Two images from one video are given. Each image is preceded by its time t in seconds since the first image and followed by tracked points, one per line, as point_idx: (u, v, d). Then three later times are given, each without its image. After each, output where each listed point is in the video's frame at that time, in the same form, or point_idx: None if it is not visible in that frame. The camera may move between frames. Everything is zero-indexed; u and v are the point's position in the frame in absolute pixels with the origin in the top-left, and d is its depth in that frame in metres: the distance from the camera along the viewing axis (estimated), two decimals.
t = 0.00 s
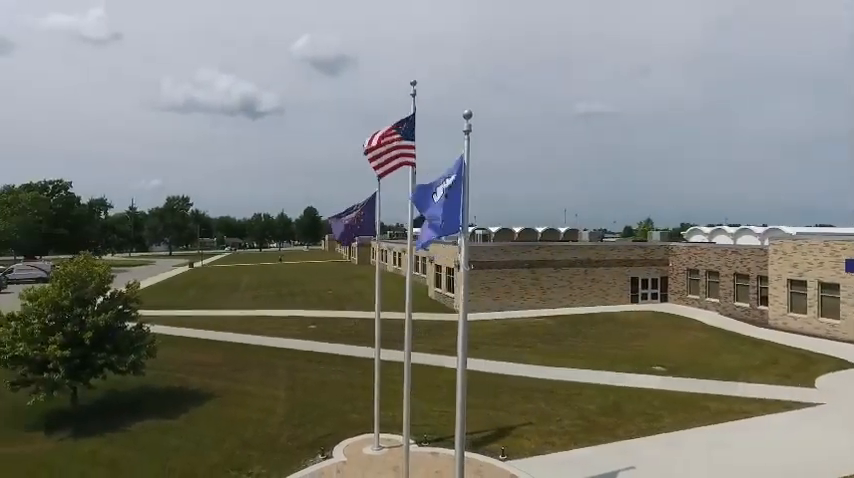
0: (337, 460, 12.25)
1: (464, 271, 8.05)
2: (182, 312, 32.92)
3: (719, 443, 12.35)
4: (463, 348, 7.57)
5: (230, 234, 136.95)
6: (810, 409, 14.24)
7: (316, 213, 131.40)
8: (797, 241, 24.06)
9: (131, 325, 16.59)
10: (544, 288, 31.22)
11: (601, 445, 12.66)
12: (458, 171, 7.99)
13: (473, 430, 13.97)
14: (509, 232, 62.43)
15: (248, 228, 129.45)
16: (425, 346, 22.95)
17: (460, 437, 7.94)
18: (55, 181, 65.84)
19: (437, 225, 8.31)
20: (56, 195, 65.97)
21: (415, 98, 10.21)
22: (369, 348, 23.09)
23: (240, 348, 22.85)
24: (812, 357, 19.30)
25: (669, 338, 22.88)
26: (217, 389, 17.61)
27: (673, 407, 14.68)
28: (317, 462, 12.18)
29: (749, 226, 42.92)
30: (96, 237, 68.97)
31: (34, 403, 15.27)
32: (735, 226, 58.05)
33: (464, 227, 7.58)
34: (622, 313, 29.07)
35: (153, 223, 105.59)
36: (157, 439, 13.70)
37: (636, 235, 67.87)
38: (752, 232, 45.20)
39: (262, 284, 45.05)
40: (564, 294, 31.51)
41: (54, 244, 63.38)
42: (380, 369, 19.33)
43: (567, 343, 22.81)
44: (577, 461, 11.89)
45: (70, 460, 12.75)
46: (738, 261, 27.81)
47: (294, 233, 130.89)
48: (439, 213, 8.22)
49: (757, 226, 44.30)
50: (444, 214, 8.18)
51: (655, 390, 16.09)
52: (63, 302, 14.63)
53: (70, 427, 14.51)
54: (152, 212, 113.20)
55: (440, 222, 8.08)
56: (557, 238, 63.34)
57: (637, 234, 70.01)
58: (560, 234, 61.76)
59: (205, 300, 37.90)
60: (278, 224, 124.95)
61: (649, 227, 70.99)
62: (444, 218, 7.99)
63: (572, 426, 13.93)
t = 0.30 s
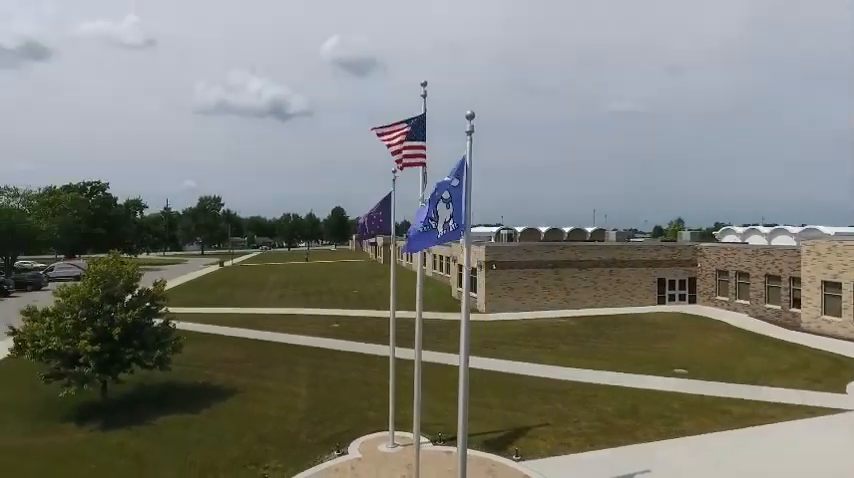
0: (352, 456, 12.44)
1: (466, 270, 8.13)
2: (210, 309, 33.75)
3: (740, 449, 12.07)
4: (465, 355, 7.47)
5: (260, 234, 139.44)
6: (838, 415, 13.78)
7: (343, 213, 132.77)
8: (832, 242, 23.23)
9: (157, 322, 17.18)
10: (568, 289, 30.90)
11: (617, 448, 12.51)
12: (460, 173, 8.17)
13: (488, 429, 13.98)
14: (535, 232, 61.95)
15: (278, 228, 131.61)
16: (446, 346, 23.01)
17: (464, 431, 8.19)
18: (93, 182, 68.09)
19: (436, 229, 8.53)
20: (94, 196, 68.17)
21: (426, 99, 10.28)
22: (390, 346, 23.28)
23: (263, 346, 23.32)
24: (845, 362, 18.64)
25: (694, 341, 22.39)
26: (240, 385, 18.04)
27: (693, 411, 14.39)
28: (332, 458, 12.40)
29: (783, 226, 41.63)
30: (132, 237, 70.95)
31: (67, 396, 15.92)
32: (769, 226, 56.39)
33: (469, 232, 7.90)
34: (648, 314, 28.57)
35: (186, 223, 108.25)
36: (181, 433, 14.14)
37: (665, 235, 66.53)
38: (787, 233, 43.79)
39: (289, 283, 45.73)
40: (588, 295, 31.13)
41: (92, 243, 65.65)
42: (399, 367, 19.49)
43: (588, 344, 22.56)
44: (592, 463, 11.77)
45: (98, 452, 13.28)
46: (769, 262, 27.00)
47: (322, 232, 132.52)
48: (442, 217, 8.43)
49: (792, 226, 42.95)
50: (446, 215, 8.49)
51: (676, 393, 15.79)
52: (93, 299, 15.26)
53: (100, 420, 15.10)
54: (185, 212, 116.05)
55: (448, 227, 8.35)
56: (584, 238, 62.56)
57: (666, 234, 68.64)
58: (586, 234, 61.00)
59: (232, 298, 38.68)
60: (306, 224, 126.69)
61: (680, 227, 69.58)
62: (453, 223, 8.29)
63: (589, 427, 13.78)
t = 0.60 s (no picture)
0: (361, 454, 12.55)
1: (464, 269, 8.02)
2: (231, 308, 34.36)
3: (754, 453, 11.81)
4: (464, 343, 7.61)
5: (282, 233, 141.27)
6: None
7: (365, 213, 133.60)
8: None
9: (176, 320, 17.57)
10: (586, 289, 30.58)
11: (628, 450, 12.35)
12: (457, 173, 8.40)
13: (498, 429, 13.95)
14: (556, 231, 61.40)
15: (300, 228, 133.13)
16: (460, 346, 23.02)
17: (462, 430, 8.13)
18: (121, 183, 69.99)
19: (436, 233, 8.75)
20: (122, 196, 70.01)
21: (431, 98, 10.32)
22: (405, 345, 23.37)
23: (280, 344, 23.65)
24: None
25: (714, 343, 21.97)
26: (255, 383, 18.35)
27: (709, 415, 14.12)
28: (342, 456, 12.53)
29: (812, 225, 40.49)
30: (158, 236, 72.66)
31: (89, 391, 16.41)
32: (798, 225, 54.90)
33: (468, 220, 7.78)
34: (668, 316, 28.11)
35: (211, 223, 110.36)
36: (197, 429, 14.45)
37: (690, 235, 65.34)
38: (816, 233, 42.58)
39: (309, 282, 46.25)
40: (607, 296, 30.74)
41: (120, 242, 67.34)
42: (413, 367, 19.57)
43: (605, 345, 22.32)
44: (600, 466, 11.66)
45: (117, 446, 13.65)
46: (794, 263, 26.26)
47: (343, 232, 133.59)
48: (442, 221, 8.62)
49: (821, 225, 41.75)
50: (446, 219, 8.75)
51: (691, 396, 15.53)
52: (113, 298, 15.67)
53: (119, 415, 15.53)
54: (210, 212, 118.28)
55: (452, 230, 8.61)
56: (606, 237, 61.83)
57: (691, 234, 67.46)
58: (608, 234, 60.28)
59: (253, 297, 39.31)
60: (328, 224, 127.88)
61: (705, 226, 68.24)
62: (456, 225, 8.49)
63: (600, 429, 13.64)
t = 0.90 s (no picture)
0: (370, 452, 12.66)
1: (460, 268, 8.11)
2: (252, 307, 34.94)
3: (768, 458, 11.54)
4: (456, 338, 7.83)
5: (306, 233, 142.94)
6: None
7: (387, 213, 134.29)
8: None
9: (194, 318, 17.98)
10: (605, 290, 30.21)
11: (637, 453, 12.19)
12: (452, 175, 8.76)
13: (508, 430, 13.91)
14: (578, 231, 60.64)
15: (323, 228, 134.55)
16: (475, 346, 23.01)
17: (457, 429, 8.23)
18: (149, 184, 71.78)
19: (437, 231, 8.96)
20: (150, 197, 71.78)
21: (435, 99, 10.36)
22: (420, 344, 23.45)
23: (298, 343, 24.00)
24: None
25: (734, 346, 21.50)
26: (271, 380, 18.67)
27: (724, 419, 13.83)
28: (350, 454, 12.67)
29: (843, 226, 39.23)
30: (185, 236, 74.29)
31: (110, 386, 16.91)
32: (830, 225, 53.25)
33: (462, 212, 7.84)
34: (689, 317, 27.59)
35: (236, 223, 112.32)
36: (211, 425, 14.78)
37: (716, 235, 63.95)
38: (848, 233, 41.20)
39: (329, 281, 46.72)
40: (626, 296, 30.32)
41: (148, 242, 69.05)
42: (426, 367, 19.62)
43: (622, 347, 22.03)
44: (608, 468, 11.53)
45: (135, 440, 14.06)
46: (821, 264, 25.48)
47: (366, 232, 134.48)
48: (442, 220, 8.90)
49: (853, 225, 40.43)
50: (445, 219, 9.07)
51: (707, 399, 15.23)
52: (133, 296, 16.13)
53: (138, 410, 15.98)
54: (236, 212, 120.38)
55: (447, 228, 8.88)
56: (629, 238, 60.93)
57: (717, 233, 66.01)
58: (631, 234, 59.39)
59: (274, 296, 39.90)
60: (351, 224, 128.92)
61: (733, 226, 66.70)
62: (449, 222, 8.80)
63: (611, 432, 13.48)
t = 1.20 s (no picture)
0: (375, 451, 12.71)
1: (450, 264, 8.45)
2: (269, 306, 35.39)
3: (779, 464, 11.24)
4: (448, 334, 8.22)
5: (327, 233, 144.12)
6: None
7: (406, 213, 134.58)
8: None
9: (208, 316, 18.30)
10: (622, 290, 29.81)
11: (644, 457, 11.99)
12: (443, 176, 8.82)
13: (515, 430, 13.84)
14: (598, 231, 59.92)
15: (344, 228, 135.48)
16: (487, 346, 22.93)
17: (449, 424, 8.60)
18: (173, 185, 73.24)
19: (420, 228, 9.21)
20: (173, 197, 73.20)
21: (436, 97, 10.27)
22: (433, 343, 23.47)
23: (311, 341, 24.24)
24: None
25: (753, 349, 21.00)
26: (282, 378, 18.92)
27: (736, 423, 13.52)
28: (355, 452, 12.74)
29: None
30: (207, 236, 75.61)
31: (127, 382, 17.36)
32: None
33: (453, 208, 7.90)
34: (708, 319, 27.04)
35: (258, 223, 113.84)
36: (222, 421, 15.04)
37: (741, 235, 62.56)
38: None
39: (346, 281, 47.03)
40: (644, 297, 29.86)
41: (172, 242, 70.50)
42: (436, 367, 19.63)
43: (636, 348, 21.71)
44: (614, 471, 11.35)
45: (148, 435, 14.38)
46: (847, 265, 24.70)
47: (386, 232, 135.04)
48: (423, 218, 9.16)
49: None
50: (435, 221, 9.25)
51: (720, 403, 14.91)
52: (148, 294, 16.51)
53: (153, 405, 16.36)
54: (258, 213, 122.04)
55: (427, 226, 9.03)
56: (650, 238, 59.95)
57: (742, 233, 64.54)
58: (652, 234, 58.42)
59: (291, 295, 40.34)
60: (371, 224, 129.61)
61: (759, 226, 65.14)
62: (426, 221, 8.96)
63: (619, 434, 13.28)
